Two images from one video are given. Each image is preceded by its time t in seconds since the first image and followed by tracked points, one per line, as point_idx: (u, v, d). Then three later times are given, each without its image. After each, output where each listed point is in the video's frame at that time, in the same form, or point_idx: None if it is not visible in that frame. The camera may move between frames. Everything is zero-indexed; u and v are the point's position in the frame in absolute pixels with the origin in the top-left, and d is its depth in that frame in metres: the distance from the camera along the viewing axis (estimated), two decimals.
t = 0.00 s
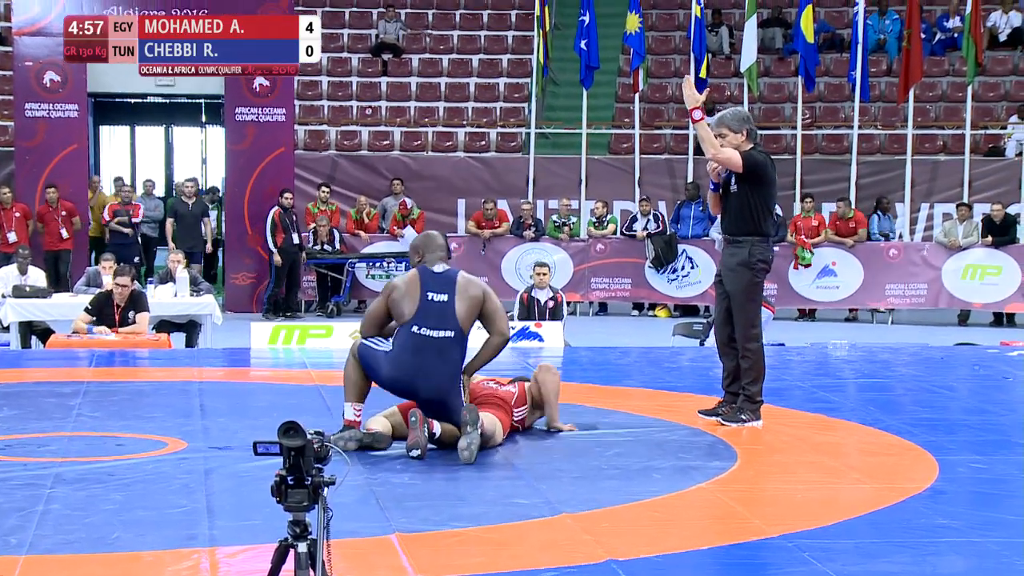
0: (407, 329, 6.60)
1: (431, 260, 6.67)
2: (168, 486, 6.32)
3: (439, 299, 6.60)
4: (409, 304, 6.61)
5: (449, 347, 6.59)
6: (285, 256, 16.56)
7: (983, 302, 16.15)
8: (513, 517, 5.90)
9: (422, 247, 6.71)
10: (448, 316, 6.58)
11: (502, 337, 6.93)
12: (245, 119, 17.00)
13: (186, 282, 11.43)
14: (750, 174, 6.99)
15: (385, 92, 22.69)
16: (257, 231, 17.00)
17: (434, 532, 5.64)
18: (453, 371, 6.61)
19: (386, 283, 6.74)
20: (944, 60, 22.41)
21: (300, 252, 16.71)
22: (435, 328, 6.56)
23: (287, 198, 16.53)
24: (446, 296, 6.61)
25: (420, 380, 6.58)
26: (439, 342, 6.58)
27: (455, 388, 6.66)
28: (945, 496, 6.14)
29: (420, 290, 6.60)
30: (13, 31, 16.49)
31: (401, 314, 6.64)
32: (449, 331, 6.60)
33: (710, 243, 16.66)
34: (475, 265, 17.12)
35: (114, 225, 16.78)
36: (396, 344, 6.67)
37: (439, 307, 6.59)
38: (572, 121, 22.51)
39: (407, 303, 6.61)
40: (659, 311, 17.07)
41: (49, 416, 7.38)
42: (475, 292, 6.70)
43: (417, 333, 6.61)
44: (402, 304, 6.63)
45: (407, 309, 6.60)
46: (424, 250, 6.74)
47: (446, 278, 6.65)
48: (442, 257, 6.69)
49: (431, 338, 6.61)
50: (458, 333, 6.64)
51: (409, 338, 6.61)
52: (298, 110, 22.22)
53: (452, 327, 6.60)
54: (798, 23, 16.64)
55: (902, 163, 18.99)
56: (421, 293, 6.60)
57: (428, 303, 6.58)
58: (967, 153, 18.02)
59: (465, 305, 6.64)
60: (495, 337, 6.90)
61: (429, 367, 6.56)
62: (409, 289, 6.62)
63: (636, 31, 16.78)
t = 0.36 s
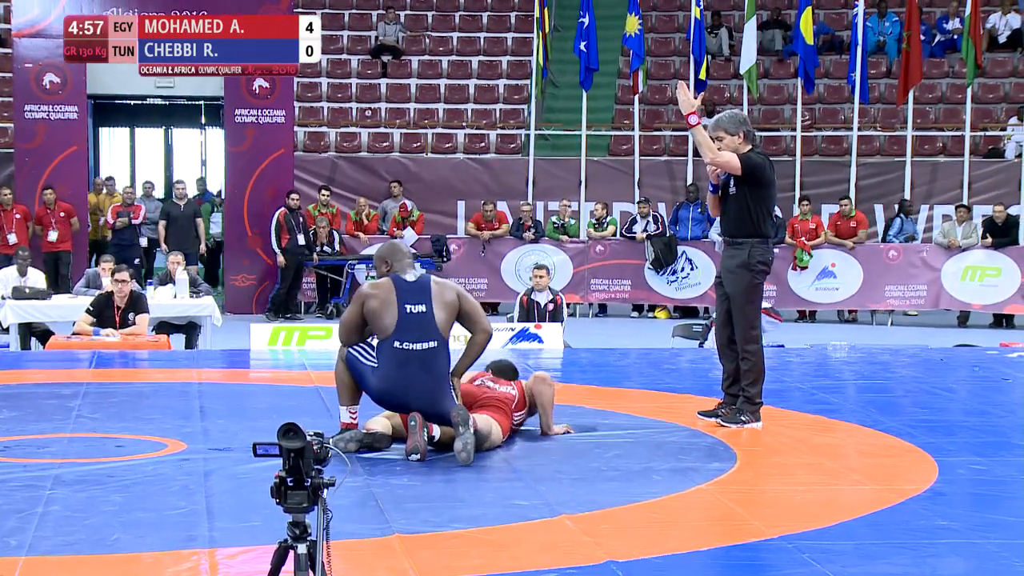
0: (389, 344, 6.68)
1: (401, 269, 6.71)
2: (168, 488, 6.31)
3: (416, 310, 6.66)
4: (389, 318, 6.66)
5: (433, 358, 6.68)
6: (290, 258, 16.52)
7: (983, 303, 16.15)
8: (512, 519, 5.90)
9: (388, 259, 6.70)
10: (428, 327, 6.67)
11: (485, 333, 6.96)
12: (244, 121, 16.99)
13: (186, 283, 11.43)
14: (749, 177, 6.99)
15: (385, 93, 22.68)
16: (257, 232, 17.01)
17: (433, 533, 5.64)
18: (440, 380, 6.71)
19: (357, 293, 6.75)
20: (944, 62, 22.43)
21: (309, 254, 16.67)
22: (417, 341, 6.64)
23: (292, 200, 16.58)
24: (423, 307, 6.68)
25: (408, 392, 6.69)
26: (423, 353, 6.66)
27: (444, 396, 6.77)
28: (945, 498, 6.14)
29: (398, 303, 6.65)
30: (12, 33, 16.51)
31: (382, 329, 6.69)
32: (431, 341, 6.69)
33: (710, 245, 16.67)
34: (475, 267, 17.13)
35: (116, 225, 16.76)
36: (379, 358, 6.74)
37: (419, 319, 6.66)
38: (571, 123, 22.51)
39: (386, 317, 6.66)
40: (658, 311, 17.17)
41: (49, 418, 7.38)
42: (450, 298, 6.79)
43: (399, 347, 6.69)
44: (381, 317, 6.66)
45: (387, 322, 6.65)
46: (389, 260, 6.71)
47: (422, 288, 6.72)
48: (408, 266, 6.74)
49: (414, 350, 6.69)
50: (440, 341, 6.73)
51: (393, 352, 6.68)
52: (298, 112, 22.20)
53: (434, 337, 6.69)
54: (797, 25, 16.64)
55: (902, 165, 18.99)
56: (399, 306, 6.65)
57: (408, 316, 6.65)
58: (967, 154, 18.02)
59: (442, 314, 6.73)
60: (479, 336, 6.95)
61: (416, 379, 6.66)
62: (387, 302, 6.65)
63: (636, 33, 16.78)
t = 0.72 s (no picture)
0: (387, 347, 6.67)
1: (391, 270, 6.78)
2: (168, 487, 6.31)
3: (411, 311, 6.66)
4: (385, 321, 6.65)
5: (432, 358, 6.69)
6: (291, 254, 16.49)
7: (983, 303, 16.15)
8: (512, 519, 5.90)
9: (374, 261, 6.83)
10: (425, 327, 6.67)
11: (479, 331, 6.89)
12: (244, 120, 16.98)
13: (186, 283, 11.42)
14: (748, 177, 6.99)
15: (384, 93, 22.68)
16: (257, 233, 17.01)
17: (433, 533, 5.65)
18: (441, 379, 6.72)
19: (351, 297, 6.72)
20: (944, 62, 22.45)
21: (309, 253, 16.53)
22: (415, 342, 6.65)
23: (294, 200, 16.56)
24: (419, 308, 6.68)
25: (408, 393, 6.69)
26: (421, 355, 6.67)
27: (443, 395, 6.78)
28: (945, 498, 6.14)
29: (394, 306, 6.64)
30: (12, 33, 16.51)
31: (379, 332, 6.68)
32: (429, 342, 6.69)
33: (710, 245, 16.69)
34: (474, 266, 17.12)
35: (108, 226, 16.75)
36: (378, 361, 6.73)
37: (415, 321, 6.66)
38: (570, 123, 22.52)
39: (383, 320, 6.65)
40: (658, 311, 17.21)
41: (49, 418, 7.38)
42: (444, 298, 6.80)
43: (397, 350, 6.69)
44: (378, 321, 6.65)
45: (384, 326, 6.64)
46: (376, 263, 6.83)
47: (416, 288, 6.71)
48: (394, 267, 6.78)
49: (412, 352, 6.69)
50: (437, 341, 6.74)
51: (392, 355, 6.68)
52: (298, 112, 22.19)
53: (432, 337, 6.69)
54: (797, 25, 16.63)
55: (901, 165, 18.99)
56: (395, 308, 6.65)
57: (404, 318, 6.64)
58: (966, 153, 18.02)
59: (438, 313, 6.73)
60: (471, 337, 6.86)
61: (416, 381, 6.67)
62: (382, 306, 6.63)
63: (636, 33, 16.77)
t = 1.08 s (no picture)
0: (389, 348, 6.67)
1: (395, 269, 6.73)
2: (169, 488, 6.32)
3: (413, 311, 6.67)
4: (387, 322, 6.65)
5: (434, 358, 6.70)
6: (296, 255, 16.62)
7: (984, 304, 16.17)
8: (513, 519, 5.91)
9: (380, 258, 6.79)
10: (427, 328, 6.68)
11: (480, 334, 6.90)
12: (246, 121, 16.95)
13: (187, 283, 11.42)
14: (746, 178, 6.99)
15: (385, 93, 22.67)
16: (258, 233, 17.01)
17: (434, 533, 5.65)
18: (442, 379, 6.74)
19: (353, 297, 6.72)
20: (945, 62, 22.45)
21: (311, 253, 16.68)
22: (417, 342, 6.65)
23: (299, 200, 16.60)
24: (421, 308, 6.68)
25: (409, 393, 6.70)
26: (423, 355, 6.68)
27: (444, 395, 6.80)
28: (946, 498, 6.14)
29: (396, 306, 6.65)
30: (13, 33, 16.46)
31: (381, 333, 6.68)
32: (431, 342, 6.70)
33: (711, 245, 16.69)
34: (475, 267, 17.10)
35: (107, 228, 16.73)
36: (379, 361, 6.73)
37: (417, 321, 6.67)
38: (571, 124, 22.52)
39: (385, 320, 6.65)
40: (659, 311, 17.23)
41: (50, 418, 7.38)
42: (446, 298, 6.80)
43: (399, 351, 6.69)
44: (380, 321, 6.65)
45: (387, 326, 6.64)
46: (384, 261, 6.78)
47: (418, 289, 6.72)
48: (401, 266, 6.75)
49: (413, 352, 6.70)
50: (438, 341, 6.75)
51: (393, 355, 6.68)
52: (299, 112, 22.19)
53: (433, 338, 6.70)
54: (799, 25, 16.60)
55: (902, 165, 18.98)
56: (397, 309, 6.65)
57: (406, 318, 6.65)
58: (968, 154, 18.00)
59: (440, 313, 6.74)
60: (474, 338, 6.90)
61: (417, 381, 6.68)
62: (384, 306, 6.64)
63: (637, 33, 16.74)
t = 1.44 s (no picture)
0: (390, 348, 6.68)
1: (400, 269, 6.66)
2: (170, 488, 6.32)
3: (416, 312, 6.66)
4: (390, 322, 6.66)
5: (435, 359, 6.70)
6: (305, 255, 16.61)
7: (985, 304, 16.18)
8: (515, 519, 5.91)
9: (387, 256, 6.68)
10: (429, 329, 6.67)
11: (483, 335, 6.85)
12: (247, 121, 16.96)
13: (188, 284, 11.41)
14: (743, 179, 7.01)
15: (387, 94, 22.65)
16: (259, 234, 17.01)
17: (436, 533, 5.65)
18: (443, 380, 6.74)
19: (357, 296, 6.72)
20: (946, 62, 22.46)
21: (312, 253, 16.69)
22: (419, 343, 6.65)
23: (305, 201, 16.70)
24: (423, 309, 6.67)
25: (409, 394, 6.73)
26: (424, 356, 6.68)
27: (446, 396, 6.81)
28: (947, 498, 6.14)
29: (398, 307, 6.64)
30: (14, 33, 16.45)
31: (384, 333, 6.69)
32: (433, 343, 6.70)
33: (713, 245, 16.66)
34: (476, 267, 17.09)
35: (115, 229, 16.73)
36: (381, 361, 6.76)
37: (419, 321, 6.66)
38: (573, 124, 22.52)
39: (387, 320, 6.65)
40: (660, 311, 17.17)
41: (52, 418, 7.38)
42: (451, 299, 6.77)
43: (400, 351, 6.70)
44: (382, 321, 6.66)
45: (388, 327, 6.64)
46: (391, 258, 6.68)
47: (422, 289, 6.69)
48: (410, 263, 6.67)
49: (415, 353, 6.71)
50: (441, 342, 6.74)
51: (395, 356, 6.70)
52: (301, 112, 22.19)
53: (435, 339, 6.70)
54: (800, 26, 16.60)
55: (904, 165, 18.98)
56: (399, 309, 6.64)
57: (407, 319, 6.65)
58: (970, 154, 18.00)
59: (443, 315, 6.72)
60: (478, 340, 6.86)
61: (417, 382, 6.69)
62: (386, 307, 6.64)
63: (639, 33, 16.74)
